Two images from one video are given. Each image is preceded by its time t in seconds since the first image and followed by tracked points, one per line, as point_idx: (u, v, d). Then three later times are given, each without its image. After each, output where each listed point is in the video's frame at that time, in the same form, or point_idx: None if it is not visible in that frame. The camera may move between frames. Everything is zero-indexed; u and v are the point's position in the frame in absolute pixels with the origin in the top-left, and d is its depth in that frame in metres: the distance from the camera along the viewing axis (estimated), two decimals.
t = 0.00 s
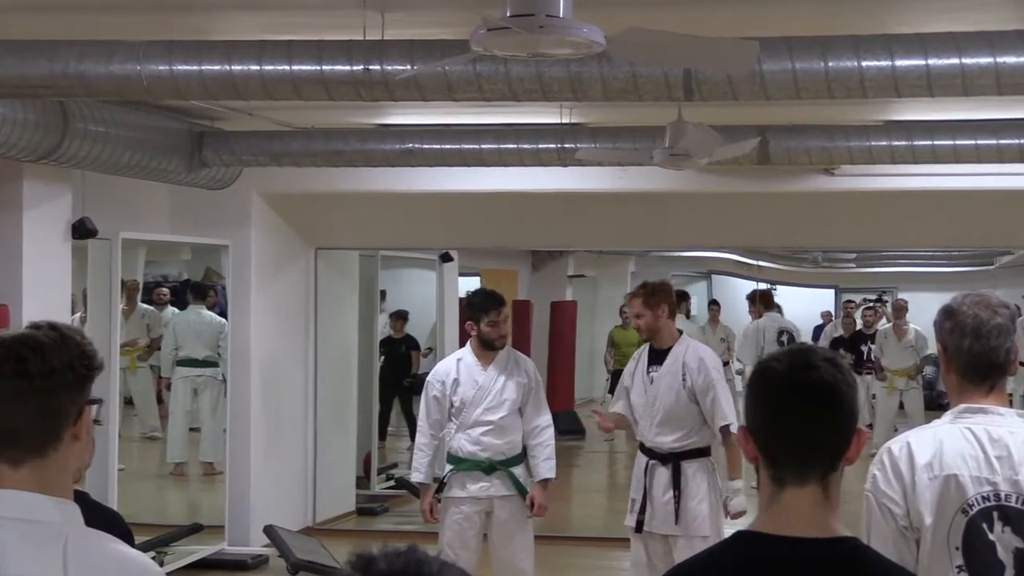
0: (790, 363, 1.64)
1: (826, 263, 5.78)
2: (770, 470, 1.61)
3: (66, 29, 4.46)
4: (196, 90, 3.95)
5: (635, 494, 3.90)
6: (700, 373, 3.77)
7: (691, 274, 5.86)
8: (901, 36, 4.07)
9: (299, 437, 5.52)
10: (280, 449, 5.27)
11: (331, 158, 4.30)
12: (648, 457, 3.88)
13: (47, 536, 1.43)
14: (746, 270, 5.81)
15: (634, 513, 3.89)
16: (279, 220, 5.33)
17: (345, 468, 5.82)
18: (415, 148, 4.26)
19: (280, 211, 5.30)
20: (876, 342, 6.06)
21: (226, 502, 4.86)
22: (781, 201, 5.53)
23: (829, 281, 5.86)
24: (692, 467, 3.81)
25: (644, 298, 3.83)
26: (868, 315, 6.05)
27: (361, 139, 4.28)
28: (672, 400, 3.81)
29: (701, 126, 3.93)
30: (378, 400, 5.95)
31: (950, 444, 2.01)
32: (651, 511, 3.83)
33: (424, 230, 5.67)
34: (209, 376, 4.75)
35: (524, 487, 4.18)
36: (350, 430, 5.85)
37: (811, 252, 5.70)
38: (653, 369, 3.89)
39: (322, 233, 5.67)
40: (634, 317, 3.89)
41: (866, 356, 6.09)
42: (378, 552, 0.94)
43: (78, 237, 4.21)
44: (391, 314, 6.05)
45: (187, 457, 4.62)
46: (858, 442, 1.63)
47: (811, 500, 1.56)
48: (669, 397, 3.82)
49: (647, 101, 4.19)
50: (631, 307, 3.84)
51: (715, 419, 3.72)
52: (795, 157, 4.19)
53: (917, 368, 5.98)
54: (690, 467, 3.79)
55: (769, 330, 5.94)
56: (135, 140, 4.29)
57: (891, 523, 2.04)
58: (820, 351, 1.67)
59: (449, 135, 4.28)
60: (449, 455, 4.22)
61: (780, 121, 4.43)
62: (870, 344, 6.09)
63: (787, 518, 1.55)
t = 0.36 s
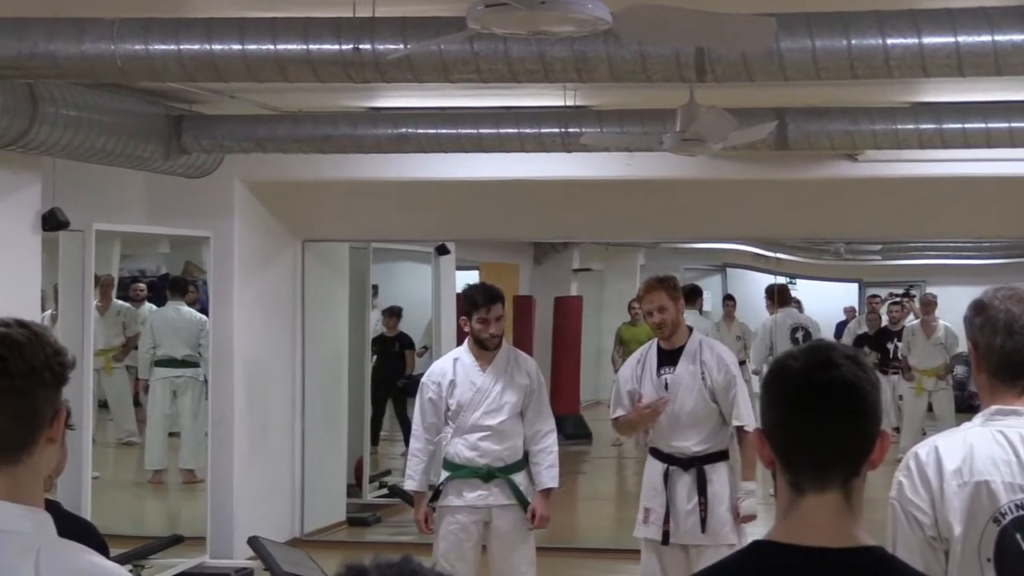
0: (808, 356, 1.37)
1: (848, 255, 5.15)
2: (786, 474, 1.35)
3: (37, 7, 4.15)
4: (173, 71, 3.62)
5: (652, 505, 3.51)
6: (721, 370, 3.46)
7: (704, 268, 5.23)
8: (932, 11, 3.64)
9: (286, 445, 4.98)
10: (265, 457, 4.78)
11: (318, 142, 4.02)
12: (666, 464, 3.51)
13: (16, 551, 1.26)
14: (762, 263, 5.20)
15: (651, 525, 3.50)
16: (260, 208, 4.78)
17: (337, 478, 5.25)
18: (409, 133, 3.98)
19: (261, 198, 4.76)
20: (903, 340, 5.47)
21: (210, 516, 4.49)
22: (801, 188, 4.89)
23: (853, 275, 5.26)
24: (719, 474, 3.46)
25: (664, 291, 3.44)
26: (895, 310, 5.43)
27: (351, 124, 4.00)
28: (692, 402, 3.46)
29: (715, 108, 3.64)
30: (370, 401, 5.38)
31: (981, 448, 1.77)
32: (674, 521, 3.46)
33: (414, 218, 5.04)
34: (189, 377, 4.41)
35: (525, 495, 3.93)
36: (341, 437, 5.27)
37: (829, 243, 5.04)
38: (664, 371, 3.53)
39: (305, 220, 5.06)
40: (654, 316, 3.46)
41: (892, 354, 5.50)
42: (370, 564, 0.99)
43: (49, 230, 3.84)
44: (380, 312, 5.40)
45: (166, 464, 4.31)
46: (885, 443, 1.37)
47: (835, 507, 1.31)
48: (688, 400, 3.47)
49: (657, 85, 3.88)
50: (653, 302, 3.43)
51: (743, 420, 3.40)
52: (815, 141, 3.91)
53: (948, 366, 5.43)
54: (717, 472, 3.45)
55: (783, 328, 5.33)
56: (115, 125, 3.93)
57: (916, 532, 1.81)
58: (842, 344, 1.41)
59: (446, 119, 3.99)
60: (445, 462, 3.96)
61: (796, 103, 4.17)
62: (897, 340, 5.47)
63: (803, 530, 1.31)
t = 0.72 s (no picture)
0: (823, 355, 1.28)
1: (867, 249, 4.90)
2: (799, 481, 1.25)
3: None
4: (154, 56, 3.35)
5: (672, 513, 3.25)
6: (758, 374, 3.25)
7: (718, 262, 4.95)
8: None
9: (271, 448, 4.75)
10: (250, 460, 4.54)
11: (306, 131, 3.80)
12: (691, 470, 3.26)
13: None
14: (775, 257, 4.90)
15: (670, 534, 3.25)
16: (244, 200, 4.54)
17: (326, 481, 5.04)
18: (402, 121, 3.77)
19: (245, 189, 4.53)
20: (924, 338, 5.23)
21: (192, 521, 4.25)
22: (817, 177, 4.63)
23: (872, 271, 4.97)
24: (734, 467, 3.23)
25: (702, 283, 3.24)
26: (914, 308, 5.17)
27: (341, 111, 3.79)
28: (724, 407, 3.23)
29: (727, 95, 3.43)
30: (361, 402, 5.15)
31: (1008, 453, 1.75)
32: (699, 531, 3.23)
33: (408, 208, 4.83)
34: (169, 378, 4.17)
35: (524, 502, 3.72)
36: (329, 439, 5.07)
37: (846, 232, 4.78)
38: (695, 372, 3.29)
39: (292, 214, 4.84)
40: (689, 310, 3.25)
41: (911, 354, 5.28)
42: None
43: (22, 223, 3.59)
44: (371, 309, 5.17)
45: (145, 471, 4.08)
46: (904, 449, 1.28)
47: (852, 517, 1.22)
48: (721, 403, 3.24)
49: (665, 69, 3.66)
50: (690, 293, 3.22)
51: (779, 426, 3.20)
52: (830, 130, 3.70)
53: (967, 366, 5.22)
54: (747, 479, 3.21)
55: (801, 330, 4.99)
56: (82, 111, 3.62)
57: (939, 542, 1.81)
58: (856, 344, 1.33)
59: (441, 105, 3.78)
60: (440, 468, 3.76)
61: (808, 90, 3.97)
62: (919, 339, 5.23)
63: (823, 540, 1.21)
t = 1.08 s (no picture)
0: (833, 356, 1.25)
1: (881, 244, 4.58)
2: (808, 487, 1.22)
3: None
4: (131, 40, 3.12)
5: (701, 520, 3.09)
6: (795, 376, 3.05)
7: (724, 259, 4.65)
8: None
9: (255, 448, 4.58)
10: (233, 462, 4.39)
11: (291, 120, 3.61)
12: (720, 475, 3.08)
13: None
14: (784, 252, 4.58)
15: (698, 543, 3.09)
16: (229, 190, 4.34)
17: (312, 486, 4.85)
18: (391, 107, 3.58)
19: (233, 180, 4.34)
20: (940, 338, 4.79)
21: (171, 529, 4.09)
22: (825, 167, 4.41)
23: (886, 266, 4.59)
24: (746, 455, 3.02)
25: (739, 276, 3.05)
26: (930, 305, 4.75)
27: (326, 97, 3.60)
28: (755, 409, 3.04)
29: (732, 81, 3.26)
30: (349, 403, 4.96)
31: None
32: (728, 539, 3.06)
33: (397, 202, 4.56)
34: (145, 379, 3.99)
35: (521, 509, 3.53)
36: (313, 439, 4.86)
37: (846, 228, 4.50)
38: (727, 370, 3.10)
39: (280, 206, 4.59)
40: (725, 304, 3.05)
41: (927, 354, 4.83)
42: None
43: None
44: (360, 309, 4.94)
45: (121, 477, 3.90)
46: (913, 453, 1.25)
47: (862, 526, 1.19)
48: (752, 405, 3.05)
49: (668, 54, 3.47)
50: (727, 286, 3.02)
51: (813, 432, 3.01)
52: (840, 118, 3.52)
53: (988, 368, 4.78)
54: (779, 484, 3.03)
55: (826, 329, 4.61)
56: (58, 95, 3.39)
57: (956, 552, 1.72)
58: (867, 345, 1.30)
59: (431, 91, 3.59)
60: (432, 473, 3.57)
61: (816, 75, 3.79)
62: (933, 339, 4.80)
63: (829, 546, 1.18)
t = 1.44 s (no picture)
0: (848, 355, 1.16)
1: (900, 236, 4.14)
2: (824, 497, 1.12)
3: None
4: (96, 17, 2.82)
5: (708, 532, 2.85)
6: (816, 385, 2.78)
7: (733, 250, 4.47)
8: None
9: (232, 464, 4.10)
10: (208, 478, 3.91)
11: (270, 103, 3.36)
12: (732, 484, 2.84)
13: None
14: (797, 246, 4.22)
15: (704, 556, 2.85)
16: (204, 183, 3.87)
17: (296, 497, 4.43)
18: (377, 89, 3.33)
19: (207, 173, 3.86)
20: (965, 338, 4.86)
21: (136, 547, 3.65)
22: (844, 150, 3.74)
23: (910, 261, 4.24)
24: (763, 467, 2.77)
25: (763, 276, 2.80)
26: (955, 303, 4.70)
27: (307, 78, 3.35)
28: (770, 418, 2.78)
29: (742, 60, 3.04)
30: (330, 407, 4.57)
31: None
32: (737, 553, 2.81)
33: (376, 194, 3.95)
34: (111, 380, 3.65)
35: (514, 520, 3.30)
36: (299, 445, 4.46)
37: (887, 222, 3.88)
38: (746, 375, 2.85)
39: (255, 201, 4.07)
40: (746, 306, 2.80)
41: (949, 353, 4.85)
42: None
43: None
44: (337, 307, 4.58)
45: (84, 485, 3.61)
46: (943, 458, 1.14)
47: (882, 538, 1.10)
48: (770, 415, 2.79)
49: (674, 31, 3.22)
50: (749, 287, 2.78)
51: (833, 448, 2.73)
52: (859, 101, 3.26)
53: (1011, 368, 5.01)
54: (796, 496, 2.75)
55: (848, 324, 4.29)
56: (26, 78, 3.15)
57: (981, 566, 1.59)
58: (888, 343, 1.20)
59: (420, 72, 3.34)
60: (419, 480, 3.32)
61: (829, 57, 3.55)
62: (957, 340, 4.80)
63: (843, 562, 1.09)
